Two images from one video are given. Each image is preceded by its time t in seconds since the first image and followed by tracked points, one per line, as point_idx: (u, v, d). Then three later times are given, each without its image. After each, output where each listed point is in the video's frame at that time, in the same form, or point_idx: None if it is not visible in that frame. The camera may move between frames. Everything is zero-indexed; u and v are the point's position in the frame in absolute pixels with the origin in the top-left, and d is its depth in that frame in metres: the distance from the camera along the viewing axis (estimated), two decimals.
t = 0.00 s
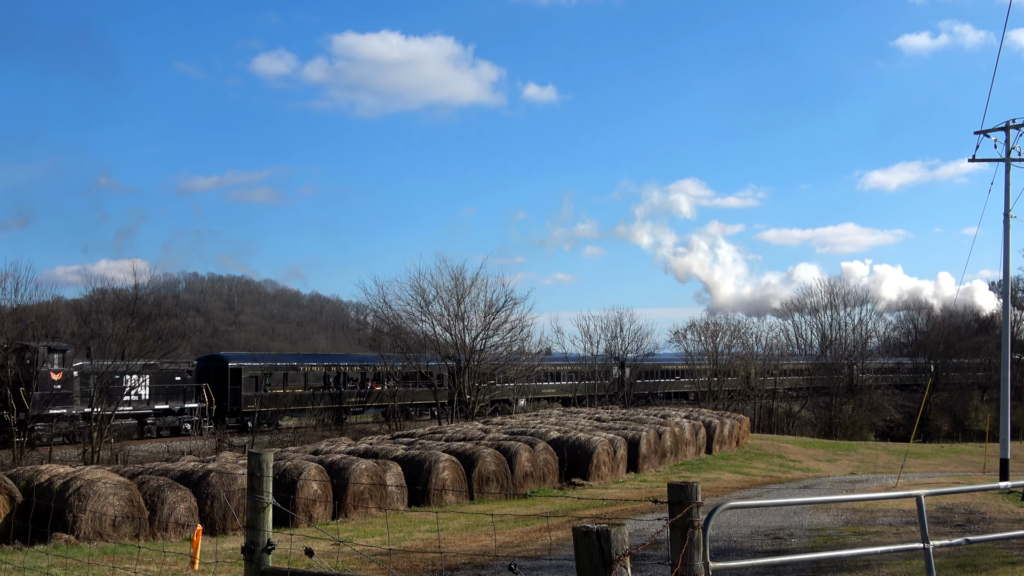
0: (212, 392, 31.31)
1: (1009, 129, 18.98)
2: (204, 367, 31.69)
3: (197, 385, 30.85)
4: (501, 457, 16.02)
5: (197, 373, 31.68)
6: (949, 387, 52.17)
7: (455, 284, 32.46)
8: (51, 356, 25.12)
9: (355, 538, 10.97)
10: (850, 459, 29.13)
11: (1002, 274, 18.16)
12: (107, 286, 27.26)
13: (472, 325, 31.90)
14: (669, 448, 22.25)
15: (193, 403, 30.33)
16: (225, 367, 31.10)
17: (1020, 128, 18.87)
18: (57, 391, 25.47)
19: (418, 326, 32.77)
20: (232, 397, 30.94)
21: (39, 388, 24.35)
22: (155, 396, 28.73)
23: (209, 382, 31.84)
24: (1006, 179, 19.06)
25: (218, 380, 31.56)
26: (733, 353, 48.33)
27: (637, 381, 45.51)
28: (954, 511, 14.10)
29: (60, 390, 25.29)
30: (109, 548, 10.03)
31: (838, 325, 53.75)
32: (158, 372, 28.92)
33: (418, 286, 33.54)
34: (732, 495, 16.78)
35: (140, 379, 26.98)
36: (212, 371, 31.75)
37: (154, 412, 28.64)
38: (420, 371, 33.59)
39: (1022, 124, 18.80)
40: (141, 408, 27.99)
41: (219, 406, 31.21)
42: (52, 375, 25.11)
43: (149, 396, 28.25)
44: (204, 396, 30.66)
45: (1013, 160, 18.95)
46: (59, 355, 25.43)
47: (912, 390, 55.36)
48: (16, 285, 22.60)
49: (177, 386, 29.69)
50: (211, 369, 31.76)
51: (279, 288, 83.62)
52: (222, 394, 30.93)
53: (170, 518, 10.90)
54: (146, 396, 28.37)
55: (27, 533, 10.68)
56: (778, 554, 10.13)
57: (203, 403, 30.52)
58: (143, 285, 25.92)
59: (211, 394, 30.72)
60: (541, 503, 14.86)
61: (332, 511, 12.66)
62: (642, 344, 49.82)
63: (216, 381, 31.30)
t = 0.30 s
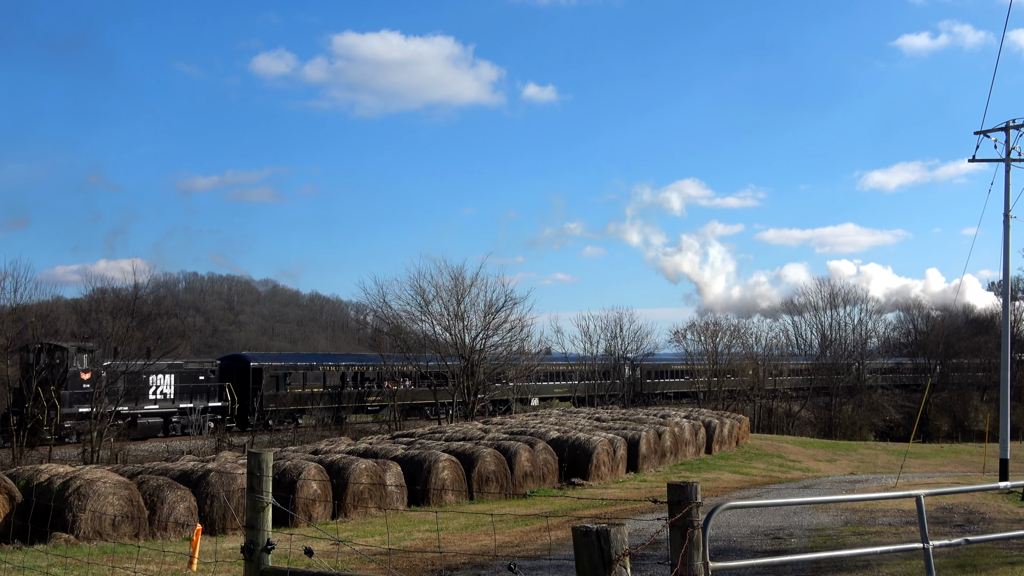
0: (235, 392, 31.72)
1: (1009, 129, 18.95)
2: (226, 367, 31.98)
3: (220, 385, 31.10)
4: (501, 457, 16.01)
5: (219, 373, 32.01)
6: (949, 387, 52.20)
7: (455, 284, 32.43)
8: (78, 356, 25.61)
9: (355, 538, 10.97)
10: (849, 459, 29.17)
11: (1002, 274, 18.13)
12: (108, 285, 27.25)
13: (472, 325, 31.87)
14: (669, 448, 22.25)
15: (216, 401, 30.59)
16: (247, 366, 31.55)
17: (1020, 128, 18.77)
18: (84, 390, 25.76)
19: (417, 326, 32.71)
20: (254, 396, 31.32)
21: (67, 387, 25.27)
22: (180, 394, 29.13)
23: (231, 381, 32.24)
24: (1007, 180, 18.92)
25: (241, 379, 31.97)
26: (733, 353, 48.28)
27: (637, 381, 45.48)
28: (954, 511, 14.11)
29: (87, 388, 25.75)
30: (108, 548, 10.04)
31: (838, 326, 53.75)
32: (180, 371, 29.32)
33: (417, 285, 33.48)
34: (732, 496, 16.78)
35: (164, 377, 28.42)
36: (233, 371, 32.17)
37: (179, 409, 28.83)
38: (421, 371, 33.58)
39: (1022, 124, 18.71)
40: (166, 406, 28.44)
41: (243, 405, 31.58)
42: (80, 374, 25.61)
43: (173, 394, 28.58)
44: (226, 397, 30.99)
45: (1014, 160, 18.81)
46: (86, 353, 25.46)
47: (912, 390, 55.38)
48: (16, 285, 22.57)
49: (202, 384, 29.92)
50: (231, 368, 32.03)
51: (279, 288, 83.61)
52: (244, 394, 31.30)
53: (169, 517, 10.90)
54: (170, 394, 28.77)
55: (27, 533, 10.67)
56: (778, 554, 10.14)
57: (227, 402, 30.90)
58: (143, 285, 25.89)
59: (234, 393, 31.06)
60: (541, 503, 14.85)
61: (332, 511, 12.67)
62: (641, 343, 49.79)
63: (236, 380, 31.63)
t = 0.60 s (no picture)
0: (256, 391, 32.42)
1: (1009, 129, 18.98)
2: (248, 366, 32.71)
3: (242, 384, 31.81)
4: (500, 457, 16.02)
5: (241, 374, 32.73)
6: (949, 388, 52.23)
7: (455, 284, 32.43)
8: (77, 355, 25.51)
9: (355, 538, 10.97)
10: (849, 459, 29.22)
11: (1002, 274, 18.15)
12: (107, 285, 27.30)
13: (472, 325, 31.86)
14: (669, 449, 22.27)
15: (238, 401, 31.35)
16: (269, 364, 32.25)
17: (1020, 129, 18.83)
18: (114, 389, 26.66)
19: (417, 326, 32.68)
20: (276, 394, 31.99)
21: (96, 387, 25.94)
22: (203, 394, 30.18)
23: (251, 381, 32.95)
24: (1006, 180, 18.97)
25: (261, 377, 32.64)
26: (732, 353, 48.25)
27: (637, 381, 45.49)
28: (953, 511, 14.13)
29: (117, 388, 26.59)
30: (108, 547, 10.04)
31: (838, 326, 53.72)
32: (204, 371, 30.45)
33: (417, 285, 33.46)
34: (732, 496, 16.80)
35: (187, 376, 29.68)
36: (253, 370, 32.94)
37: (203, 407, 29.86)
38: (420, 371, 33.58)
39: (1021, 124, 18.77)
40: (191, 406, 29.45)
41: (264, 404, 32.21)
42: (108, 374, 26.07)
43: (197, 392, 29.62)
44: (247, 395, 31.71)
45: (1013, 160, 18.85)
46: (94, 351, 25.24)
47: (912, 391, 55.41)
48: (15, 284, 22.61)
49: (225, 383, 30.92)
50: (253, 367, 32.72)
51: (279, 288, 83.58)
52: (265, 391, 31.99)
53: (169, 517, 10.90)
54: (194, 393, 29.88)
55: (26, 532, 10.66)
56: (777, 554, 10.15)
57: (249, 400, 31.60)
58: (142, 284, 25.93)
59: (256, 389, 31.63)
60: (541, 503, 14.85)
61: (331, 511, 12.68)
62: (641, 344, 49.84)
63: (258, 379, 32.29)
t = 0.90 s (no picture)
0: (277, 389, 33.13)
1: (1009, 129, 19.00)
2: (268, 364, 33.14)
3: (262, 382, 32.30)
4: (500, 457, 16.02)
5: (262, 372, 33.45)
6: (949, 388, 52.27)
7: (454, 284, 32.41)
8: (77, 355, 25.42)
9: (355, 538, 10.98)
10: (849, 459, 29.26)
11: (1001, 274, 18.16)
12: (108, 285, 27.36)
13: (472, 325, 31.84)
14: (669, 448, 22.30)
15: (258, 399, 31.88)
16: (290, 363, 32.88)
17: (1019, 129, 18.84)
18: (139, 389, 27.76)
19: (417, 325, 32.65)
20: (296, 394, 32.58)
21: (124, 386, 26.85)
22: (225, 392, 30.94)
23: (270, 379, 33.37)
24: (1006, 180, 19.00)
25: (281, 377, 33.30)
26: (732, 353, 48.26)
27: (637, 381, 45.52)
28: (953, 511, 14.15)
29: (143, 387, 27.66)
30: (108, 547, 10.04)
31: (837, 326, 53.66)
32: (227, 371, 31.20)
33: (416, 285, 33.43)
34: (732, 496, 16.83)
35: (211, 376, 30.40)
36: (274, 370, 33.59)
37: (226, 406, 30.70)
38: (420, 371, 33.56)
39: (1021, 124, 18.79)
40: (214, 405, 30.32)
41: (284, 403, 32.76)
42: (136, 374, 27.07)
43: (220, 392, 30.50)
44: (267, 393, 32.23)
45: (1013, 160, 18.86)
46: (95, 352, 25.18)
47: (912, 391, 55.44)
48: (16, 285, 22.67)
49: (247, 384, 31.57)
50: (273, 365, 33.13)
51: (279, 288, 83.66)
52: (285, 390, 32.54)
53: (169, 516, 10.90)
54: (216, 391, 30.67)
55: (26, 532, 10.65)
56: (777, 554, 10.16)
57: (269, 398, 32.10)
58: (142, 284, 25.97)
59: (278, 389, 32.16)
60: (540, 503, 14.84)
61: (331, 510, 12.68)
62: (641, 343, 49.87)
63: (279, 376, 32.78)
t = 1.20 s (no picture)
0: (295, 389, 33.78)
1: (1009, 130, 19.01)
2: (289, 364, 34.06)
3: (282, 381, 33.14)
4: (500, 457, 16.03)
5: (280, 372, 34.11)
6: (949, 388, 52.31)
7: (454, 284, 32.44)
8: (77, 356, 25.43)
9: (355, 538, 10.97)
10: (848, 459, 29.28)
11: (1001, 273, 18.19)
12: (108, 285, 27.55)
13: (472, 325, 31.83)
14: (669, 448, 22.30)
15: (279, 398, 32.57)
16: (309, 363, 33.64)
17: (1019, 129, 18.86)
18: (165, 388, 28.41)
19: (417, 326, 32.64)
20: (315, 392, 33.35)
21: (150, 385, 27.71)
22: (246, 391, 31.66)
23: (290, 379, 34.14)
24: (1006, 181, 19.02)
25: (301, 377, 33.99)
26: (732, 353, 48.30)
27: (637, 380, 45.51)
28: (953, 511, 14.16)
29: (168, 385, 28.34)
30: (108, 547, 10.04)
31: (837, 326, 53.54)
32: (248, 370, 31.97)
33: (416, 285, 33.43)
34: (732, 496, 16.84)
35: (233, 375, 31.27)
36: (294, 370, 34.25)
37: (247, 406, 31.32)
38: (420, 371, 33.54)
39: (1021, 125, 18.80)
40: (236, 403, 31.06)
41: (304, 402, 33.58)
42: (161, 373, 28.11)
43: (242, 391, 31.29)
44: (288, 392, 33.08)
45: (1013, 160, 18.88)
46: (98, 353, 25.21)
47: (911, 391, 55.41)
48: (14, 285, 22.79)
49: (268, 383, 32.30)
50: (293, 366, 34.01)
51: (278, 288, 83.71)
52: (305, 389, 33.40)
53: (169, 516, 10.90)
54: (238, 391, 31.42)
55: (25, 532, 10.65)
56: (777, 554, 10.17)
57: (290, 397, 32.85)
58: (142, 284, 26.12)
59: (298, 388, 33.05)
60: (540, 503, 14.84)
61: (331, 510, 12.68)
62: (641, 343, 49.81)
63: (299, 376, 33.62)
